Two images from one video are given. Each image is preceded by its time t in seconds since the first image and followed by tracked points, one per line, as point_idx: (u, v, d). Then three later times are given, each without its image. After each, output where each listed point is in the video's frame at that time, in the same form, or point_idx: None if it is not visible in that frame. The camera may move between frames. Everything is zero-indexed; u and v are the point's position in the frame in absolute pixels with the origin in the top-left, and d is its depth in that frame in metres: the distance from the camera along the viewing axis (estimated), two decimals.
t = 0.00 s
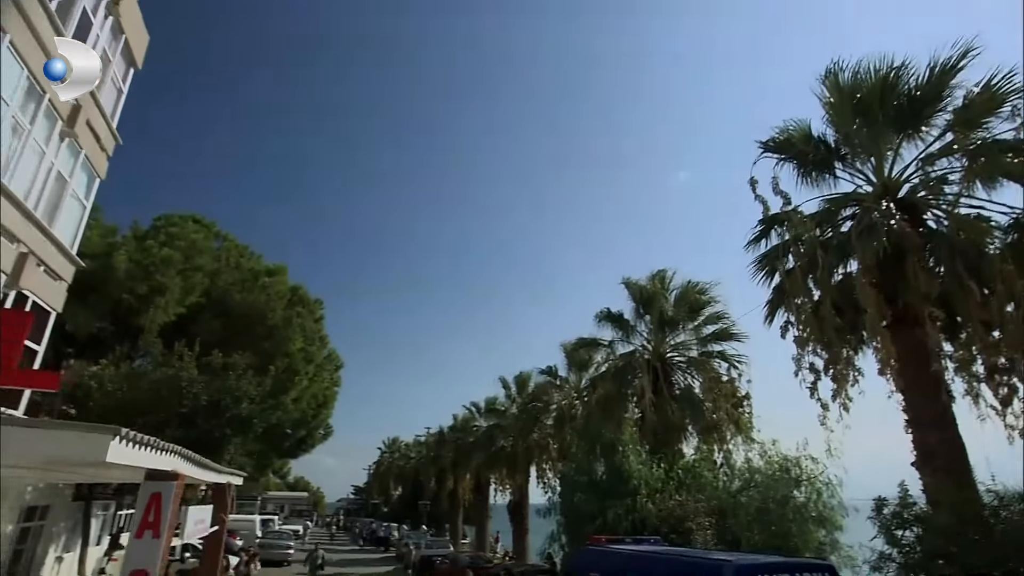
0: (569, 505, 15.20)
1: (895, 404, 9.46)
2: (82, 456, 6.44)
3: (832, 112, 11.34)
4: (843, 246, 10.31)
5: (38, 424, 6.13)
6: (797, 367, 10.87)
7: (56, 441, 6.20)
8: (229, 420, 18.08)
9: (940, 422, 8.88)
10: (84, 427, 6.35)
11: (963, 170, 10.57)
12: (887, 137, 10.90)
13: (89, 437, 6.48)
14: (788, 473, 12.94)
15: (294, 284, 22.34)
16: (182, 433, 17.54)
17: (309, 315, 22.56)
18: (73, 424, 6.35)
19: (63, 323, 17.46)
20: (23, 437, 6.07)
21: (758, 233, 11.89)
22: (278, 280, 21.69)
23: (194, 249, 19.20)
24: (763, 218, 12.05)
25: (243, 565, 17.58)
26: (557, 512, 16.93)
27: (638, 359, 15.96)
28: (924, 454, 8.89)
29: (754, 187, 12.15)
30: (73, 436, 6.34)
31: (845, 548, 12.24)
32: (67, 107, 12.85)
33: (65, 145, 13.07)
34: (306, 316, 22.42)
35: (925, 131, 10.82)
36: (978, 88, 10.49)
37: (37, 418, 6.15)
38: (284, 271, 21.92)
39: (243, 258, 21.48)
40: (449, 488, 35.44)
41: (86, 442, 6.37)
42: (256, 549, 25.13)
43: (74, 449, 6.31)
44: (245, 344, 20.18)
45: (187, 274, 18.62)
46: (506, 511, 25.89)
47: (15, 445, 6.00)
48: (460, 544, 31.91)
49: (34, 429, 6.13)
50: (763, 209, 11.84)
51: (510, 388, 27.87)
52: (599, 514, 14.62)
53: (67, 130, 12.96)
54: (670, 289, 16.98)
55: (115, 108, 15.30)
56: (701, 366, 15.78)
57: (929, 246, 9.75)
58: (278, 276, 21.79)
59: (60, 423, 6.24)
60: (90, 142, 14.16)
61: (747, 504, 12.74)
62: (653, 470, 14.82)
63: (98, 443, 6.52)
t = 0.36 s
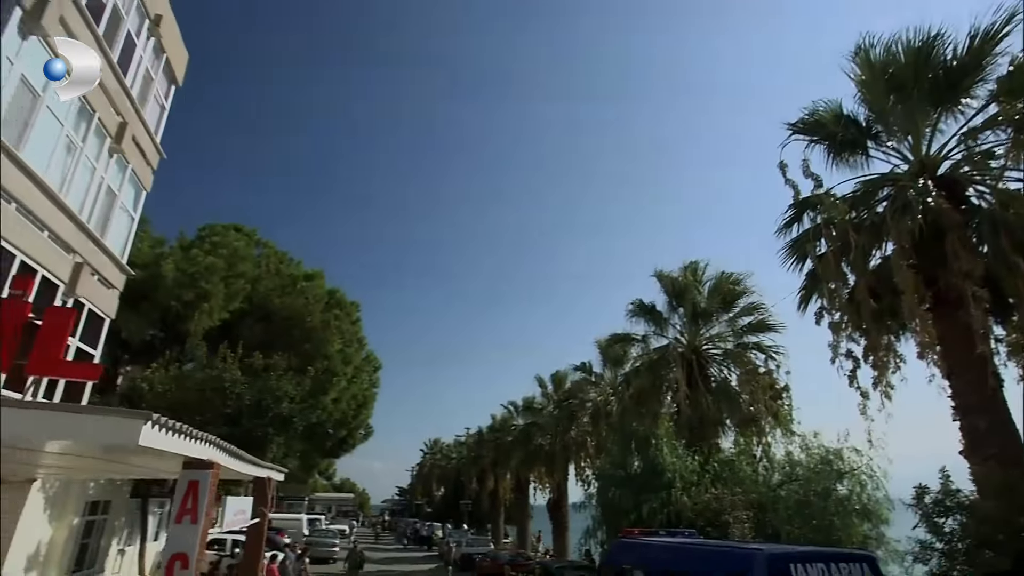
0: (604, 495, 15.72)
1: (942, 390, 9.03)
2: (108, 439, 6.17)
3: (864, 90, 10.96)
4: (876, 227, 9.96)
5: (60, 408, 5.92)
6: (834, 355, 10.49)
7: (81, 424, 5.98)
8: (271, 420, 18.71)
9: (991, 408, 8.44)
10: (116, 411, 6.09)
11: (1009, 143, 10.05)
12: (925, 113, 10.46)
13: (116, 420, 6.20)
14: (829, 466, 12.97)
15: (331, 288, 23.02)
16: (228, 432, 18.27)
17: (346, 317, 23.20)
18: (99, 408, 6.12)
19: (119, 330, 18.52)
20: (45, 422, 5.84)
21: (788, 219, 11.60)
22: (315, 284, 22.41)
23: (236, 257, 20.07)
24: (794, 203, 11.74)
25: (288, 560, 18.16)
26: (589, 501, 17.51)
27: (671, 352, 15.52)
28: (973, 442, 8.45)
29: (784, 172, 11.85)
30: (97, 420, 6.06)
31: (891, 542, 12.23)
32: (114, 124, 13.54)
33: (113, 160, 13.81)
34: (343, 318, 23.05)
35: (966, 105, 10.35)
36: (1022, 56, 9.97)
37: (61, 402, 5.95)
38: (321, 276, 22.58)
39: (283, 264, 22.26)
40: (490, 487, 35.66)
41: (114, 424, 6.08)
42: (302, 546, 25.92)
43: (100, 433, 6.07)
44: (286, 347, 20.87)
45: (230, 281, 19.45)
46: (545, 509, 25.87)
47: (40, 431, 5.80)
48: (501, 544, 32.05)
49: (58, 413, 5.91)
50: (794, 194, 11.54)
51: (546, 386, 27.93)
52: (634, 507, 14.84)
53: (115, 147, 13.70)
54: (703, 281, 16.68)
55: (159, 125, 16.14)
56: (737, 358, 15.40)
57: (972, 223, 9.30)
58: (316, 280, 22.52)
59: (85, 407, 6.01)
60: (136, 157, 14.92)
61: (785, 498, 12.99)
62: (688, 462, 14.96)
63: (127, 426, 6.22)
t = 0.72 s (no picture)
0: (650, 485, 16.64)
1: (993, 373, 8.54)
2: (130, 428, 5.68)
3: (899, 65, 10.52)
4: (913, 206, 9.58)
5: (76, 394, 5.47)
6: (873, 341, 10.09)
7: (100, 411, 5.51)
8: (313, 418, 19.25)
9: None
10: (147, 398, 5.64)
11: None
12: (966, 85, 9.97)
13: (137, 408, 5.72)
14: (873, 457, 13.14)
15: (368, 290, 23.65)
16: (273, 431, 18.94)
17: (383, 319, 23.80)
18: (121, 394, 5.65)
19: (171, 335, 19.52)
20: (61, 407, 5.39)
21: (821, 203, 11.25)
22: (353, 288, 23.09)
23: (277, 263, 20.88)
24: (826, 186, 11.39)
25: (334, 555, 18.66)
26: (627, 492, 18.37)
27: (707, 344, 14.98)
28: None
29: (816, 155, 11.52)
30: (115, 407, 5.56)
31: (940, 534, 12.40)
32: (160, 140, 14.27)
33: (160, 174, 14.59)
34: (381, 320, 23.65)
35: (1010, 75, 9.84)
36: None
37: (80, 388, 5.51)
38: (359, 279, 23.22)
39: (322, 270, 23.00)
40: (531, 486, 35.78)
41: (139, 413, 5.63)
42: (349, 543, 26.60)
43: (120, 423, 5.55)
44: (327, 349, 21.57)
45: (271, 286, 20.22)
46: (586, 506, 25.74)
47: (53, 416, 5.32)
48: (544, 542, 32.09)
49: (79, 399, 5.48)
50: (827, 177, 11.19)
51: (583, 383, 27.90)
52: (671, 500, 15.87)
53: (162, 162, 14.46)
54: (739, 271, 16.29)
55: (203, 139, 16.97)
56: (776, 349, 14.92)
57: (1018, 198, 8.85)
58: (353, 283, 23.20)
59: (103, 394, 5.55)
60: (181, 170, 15.68)
61: (828, 490, 13.15)
62: (725, 456, 15.73)
63: (151, 413, 5.72)
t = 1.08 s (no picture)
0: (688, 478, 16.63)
1: None
2: (177, 416, 5.64)
3: (935, 39, 10.09)
4: (950, 183, 9.24)
5: (125, 386, 5.47)
6: (914, 326, 9.71)
7: (151, 402, 5.48)
8: (353, 417, 19.75)
9: None
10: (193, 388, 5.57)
11: None
12: (1010, 57, 9.48)
13: (185, 396, 5.64)
14: (922, 451, 12.89)
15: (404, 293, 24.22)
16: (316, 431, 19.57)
17: (419, 320, 24.35)
18: (169, 384, 5.55)
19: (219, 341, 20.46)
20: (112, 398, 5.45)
21: (855, 187, 10.93)
22: (390, 290, 23.71)
23: (316, 268, 21.66)
24: (860, 169, 11.06)
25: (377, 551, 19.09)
26: (667, 484, 18.61)
27: (744, 336, 14.72)
28: None
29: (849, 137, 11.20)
30: (162, 398, 5.50)
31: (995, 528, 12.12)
32: (202, 153, 14.98)
33: (203, 186, 15.31)
34: (417, 321, 24.20)
35: None
36: None
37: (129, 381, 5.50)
38: (395, 282, 23.81)
39: (359, 274, 23.68)
40: (572, 485, 35.68)
41: (184, 401, 5.55)
42: (393, 541, 27.16)
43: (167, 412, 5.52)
44: (366, 351, 22.13)
45: (311, 291, 20.95)
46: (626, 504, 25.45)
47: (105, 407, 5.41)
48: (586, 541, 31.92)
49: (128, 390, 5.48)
50: (861, 159, 10.86)
51: (620, 380, 27.75)
52: (708, 493, 15.90)
53: (204, 174, 15.19)
54: (775, 262, 15.91)
55: (242, 152, 17.75)
56: (816, 339, 14.52)
57: None
58: (389, 286, 23.86)
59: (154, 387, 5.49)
60: (223, 182, 16.40)
61: (872, 483, 12.92)
62: (763, 450, 15.65)
63: (197, 402, 5.64)
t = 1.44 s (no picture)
0: (726, 471, 16.78)
1: None
2: (212, 407, 5.95)
3: (971, 12, 9.70)
4: (989, 162, 8.94)
5: (168, 380, 5.82)
6: (953, 310, 9.40)
7: (189, 394, 5.80)
8: (390, 416, 20.11)
9: None
10: (224, 380, 5.85)
11: None
12: None
13: (219, 388, 5.95)
14: (971, 443, 12.86)
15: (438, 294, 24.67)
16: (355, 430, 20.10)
17: (453, 320, 24.75)
18: (204, 377, 5.86)
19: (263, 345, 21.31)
20: (157, 388, 5.80)
21: (889, 170, 10.62)
22: (424, 292, 24.20)
23: (352, 273, 22.31)
24: (894, 151, 10.72)
25: (417, 546, 19.43)
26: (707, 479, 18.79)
27: (780, 329, 14.41)
28: None
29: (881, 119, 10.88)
30: (196, 389, 5.82)
31: None
32: (241, 164, 15.66)
33: (243, 196, 16.00)
34: (451, 321, 24.58)
35: None
36: None
37: (170, 375, 5.84)
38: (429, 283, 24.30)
39: (394, 277, 24.26)
40: (612, 484, 35.49)
41: (217, 393, 5.85)
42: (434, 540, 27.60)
43: (207, 402, 5.89)
44: (402, 352, 22.57)
45: (348, 295, 21.59)
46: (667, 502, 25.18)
47: (150, 396, 5.75)
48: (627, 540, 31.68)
49: (172, 383, 5.82)
50: (894, 141, 10.54)
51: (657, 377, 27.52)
52: (746, 485, 16.11)
53: (243, 185, 15.85)
54: (810, 251, 15.53)
55: (279, 162, 18.47)
56: (856, 329, 14.09)
57: None
58: (424, 288, 24.35)
59: (191, 378, 5.83)
60: (261, 191, 17.09)
61: (917, 474, 13.03)
62: (801, 443, 15.83)
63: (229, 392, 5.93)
